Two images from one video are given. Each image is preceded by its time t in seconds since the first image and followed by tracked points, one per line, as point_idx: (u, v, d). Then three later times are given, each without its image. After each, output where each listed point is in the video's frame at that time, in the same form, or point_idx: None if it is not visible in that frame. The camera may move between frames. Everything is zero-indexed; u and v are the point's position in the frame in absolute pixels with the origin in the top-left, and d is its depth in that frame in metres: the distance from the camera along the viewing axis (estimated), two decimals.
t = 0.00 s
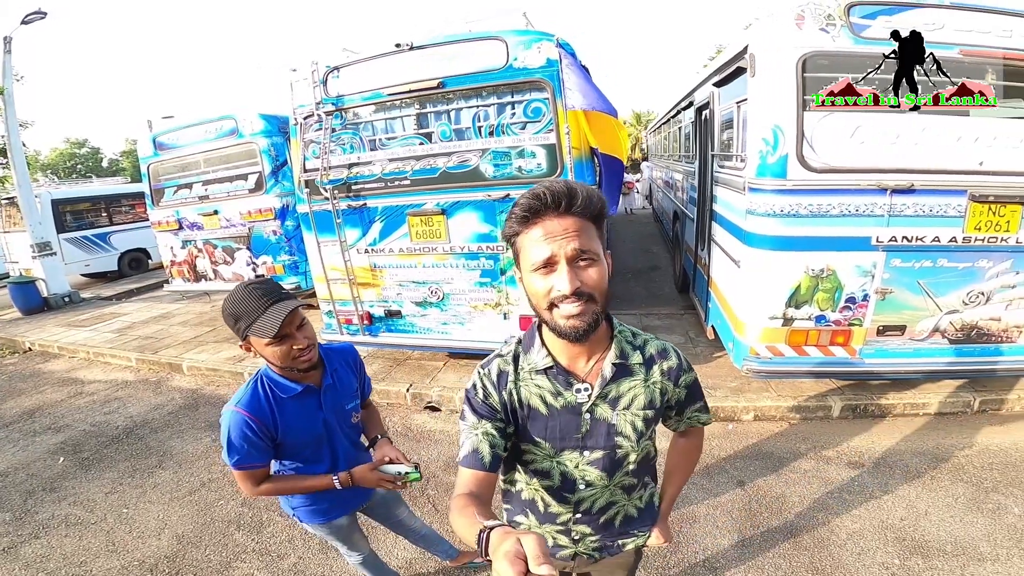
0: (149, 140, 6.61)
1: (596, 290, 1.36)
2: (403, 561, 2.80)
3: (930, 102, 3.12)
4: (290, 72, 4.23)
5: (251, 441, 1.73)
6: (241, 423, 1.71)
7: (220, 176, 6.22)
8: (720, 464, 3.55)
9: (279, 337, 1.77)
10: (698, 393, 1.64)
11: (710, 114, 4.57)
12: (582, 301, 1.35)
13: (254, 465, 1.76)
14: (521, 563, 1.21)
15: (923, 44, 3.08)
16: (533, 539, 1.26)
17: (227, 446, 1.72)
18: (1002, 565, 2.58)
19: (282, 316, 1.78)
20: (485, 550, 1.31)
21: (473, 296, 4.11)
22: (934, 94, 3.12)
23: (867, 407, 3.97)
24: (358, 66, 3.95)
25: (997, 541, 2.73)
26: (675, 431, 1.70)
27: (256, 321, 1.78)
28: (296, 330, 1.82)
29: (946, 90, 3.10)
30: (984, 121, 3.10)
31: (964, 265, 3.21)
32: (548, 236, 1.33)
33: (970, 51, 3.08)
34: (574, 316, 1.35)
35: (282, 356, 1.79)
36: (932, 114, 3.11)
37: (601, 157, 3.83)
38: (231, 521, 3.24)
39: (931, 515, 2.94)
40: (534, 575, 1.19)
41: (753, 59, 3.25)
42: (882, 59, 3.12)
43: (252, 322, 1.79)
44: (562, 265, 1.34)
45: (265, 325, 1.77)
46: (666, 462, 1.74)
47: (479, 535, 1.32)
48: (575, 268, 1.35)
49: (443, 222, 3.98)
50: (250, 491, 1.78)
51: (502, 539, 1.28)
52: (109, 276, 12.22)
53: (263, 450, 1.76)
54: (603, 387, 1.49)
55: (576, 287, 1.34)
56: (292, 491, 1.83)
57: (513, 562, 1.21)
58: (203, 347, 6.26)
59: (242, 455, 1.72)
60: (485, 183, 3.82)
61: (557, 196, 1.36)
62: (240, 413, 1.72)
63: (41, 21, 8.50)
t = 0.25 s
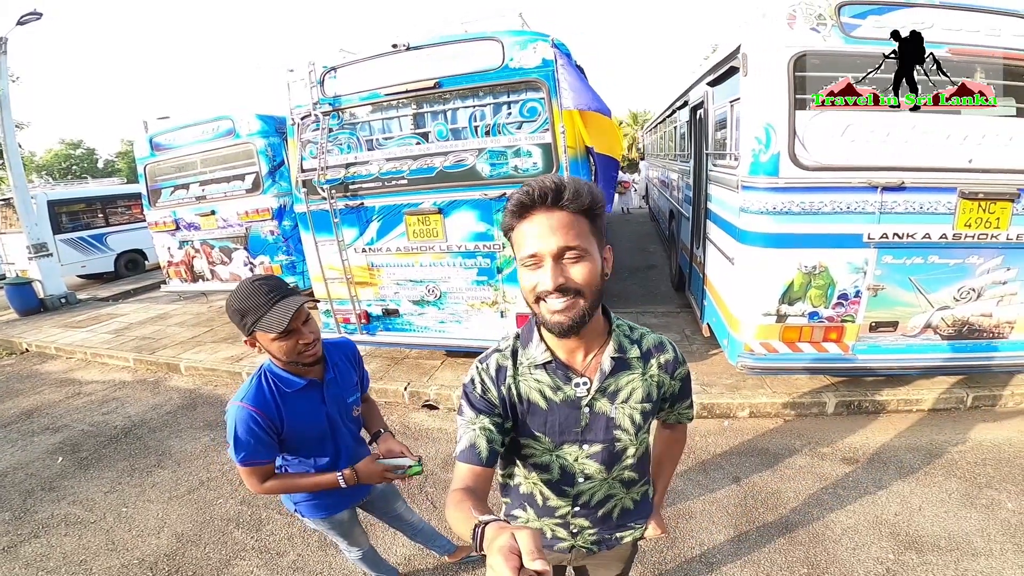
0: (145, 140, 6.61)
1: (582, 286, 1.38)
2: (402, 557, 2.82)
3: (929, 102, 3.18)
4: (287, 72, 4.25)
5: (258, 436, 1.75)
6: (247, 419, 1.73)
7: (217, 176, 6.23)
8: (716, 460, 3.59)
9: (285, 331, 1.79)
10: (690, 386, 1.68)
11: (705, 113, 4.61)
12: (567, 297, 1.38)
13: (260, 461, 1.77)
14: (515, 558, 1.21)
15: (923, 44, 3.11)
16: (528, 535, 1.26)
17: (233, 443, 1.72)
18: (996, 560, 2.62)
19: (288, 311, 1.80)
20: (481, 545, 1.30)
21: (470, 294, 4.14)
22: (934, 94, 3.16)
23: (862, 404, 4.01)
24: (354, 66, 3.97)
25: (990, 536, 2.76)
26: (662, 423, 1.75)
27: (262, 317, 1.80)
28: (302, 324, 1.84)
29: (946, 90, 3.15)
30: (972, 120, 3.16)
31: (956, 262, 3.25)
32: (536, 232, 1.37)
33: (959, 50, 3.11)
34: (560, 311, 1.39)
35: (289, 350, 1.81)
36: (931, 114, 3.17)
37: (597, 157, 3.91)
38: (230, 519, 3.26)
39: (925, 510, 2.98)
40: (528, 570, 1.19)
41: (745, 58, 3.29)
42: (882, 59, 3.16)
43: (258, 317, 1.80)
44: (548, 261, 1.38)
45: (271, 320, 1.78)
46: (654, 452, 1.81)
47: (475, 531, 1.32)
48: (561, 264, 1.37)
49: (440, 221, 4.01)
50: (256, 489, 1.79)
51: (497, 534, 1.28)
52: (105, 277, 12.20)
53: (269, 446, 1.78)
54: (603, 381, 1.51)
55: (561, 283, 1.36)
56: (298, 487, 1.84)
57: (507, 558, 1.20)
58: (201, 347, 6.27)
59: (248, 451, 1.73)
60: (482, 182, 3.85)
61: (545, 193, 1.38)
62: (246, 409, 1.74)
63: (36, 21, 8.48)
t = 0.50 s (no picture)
0: (142, 141, 6.59)
1: (546, 299, 1.38)
2: (403, 558, 2.81)
3: (930, 102, 3.18)
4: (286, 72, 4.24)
5: (265, 435, 1.74)
6: (255, 419, 1.72)
7: (215, 177, 6.21)
8: (717, 458, 3.59)
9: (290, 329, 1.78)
10: (694, 389, 1.68)
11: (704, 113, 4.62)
12: (534, 308, 1.41)
13: (268, 461, 1.76)
14: (504, 552, 1.21)
15: (923, 44, 3.13)
16: (518, 528, 1.25)
17: (241, 444, 1.71)
18: (998, 556, 2.62)
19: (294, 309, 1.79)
20: (472, 538, 1.31)
21: (470, 294, 4.13)
22: (934, 94, 3.17)
23: (862, 402, 4.02)
24: (353, 66, 3.97)
25: (993, 533, 2.77)
26: (668, 422, 1.75)
27: (267, 315, 1.79)
28: (307, 322, 1.83)
29: (946, 90, 3.16)
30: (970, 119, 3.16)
31: (954, 259, 3.26)
32: (511, 241, 1.42)
33: (955, 49, 3.13)
34: (529, 320, 1.43)
35: (294, 348, 1.80)
36: (931, 114, 3.18)
37: (596, 157, 3.93)
38: (231, 520, 3.25)
39: (927, 508, 2.98)
40: (517, 564, 1.17)
41: (744, 58, 3.29)
42: (882, 59, 3.17)
43: (263, 315, 1.80)
44: (519, 270, 1.42)
45: (276, 318, 1.78)
46: (658, 450, 1.80)
47: (465, 523, 1.32)
48: (529, 275, 1.40)
49: (439, 220, 4.00)
50: (265, 489, 1.77)
51: (487, 527, 1.28)
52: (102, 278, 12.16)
53: (277, 445, 1.77)
54: (603, 381, 1.51)
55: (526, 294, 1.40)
56: (308, 486, 1.82)
57: (496, 551, 1.20)
58: (199, 348, 6.25)
59: (256, 451, 1.72)
60: (482, 182, 3.85)
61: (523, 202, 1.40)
62: (252, 409, 1.73)
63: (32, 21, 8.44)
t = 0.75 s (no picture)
0: (142, 140, 6.55)
1: (552, 297, 1.36)
2: (413, 559, 2.79)
3: (930, 102, 3.17)
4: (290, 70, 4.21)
5: (286, 437, 1.70)
6: (275, 420, 1.69)
7: (216, 176, 6.18)
8: (725, 457, 3.58)
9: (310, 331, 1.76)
10: (709, 388, 1.63)
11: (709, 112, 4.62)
12: (539, 307, 1.39)
13: (289, 464, 1.72)
14: (509, 549, 1.19)
15: (923, 44, 3.12)
16: (523, 525, 1.23)
17: (261, 446, 1.67)
18: (1011, 553, 2.62)
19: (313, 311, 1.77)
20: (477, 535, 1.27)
21: (476, 294, 4.11)
22: (934, 94, 3.16)
23: (869, 400, 4.02)
24: (358, 64, 3.94)
25: (1005, 530, 2.76)
26: (686, 422, 1.71)
27: (287, 316, 1.77)
28: (326, 322, 1.80)
29: (946, 90, 3.15)
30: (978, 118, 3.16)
31: (962, 258, 3.26)
32: (514, 239, 1.39)
33: (963, 50, 3.13)
34: (535, 319, 1.41)
35: (313, 349, 1.78)
36: (932, 113, 3.17)
37: (603, 155, 3.90)
38: (237, 523, 3.22)
39: (938, 505, 2.98)
40: (522, 561, 1.16)
41: (753, 57, 3.28)
42: (882, 59, 3.17)
43: (282, 316, 1.77)
44: (524, 269, 1.39)
45: (296, 319, 1.76)
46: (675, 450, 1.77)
47: (470, 519, 1.29)
48: (534, 274, 1.38)
49: (445, 219, 3.98)
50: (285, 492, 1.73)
51: (492, 524, 1.25)
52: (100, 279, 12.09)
53: (297, 447, 1.73)
54: (609, 378, 1.49)
55: (532, 293, 1.38)
56: (328, 489, 1.78)
57: (501, 548, 1.18)
58: (201, 349, 6.21)
59: (276, 454, 1.68)
60: (488, 180, 3.83)
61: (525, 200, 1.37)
62: (272, 410, 1.70)
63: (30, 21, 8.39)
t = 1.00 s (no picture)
0: (146, 139, 6.51)
1: (563, 297, 1.35)
2: (427, 562, 2.78)
3: (930, 102, 3.17)
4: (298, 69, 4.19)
5: (312, 445, 1.69)
6: (301, 429, 1.68)
7: (220, 175, 6.15)
8: (736, 458, 3.57)
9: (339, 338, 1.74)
10: (708, 390, 1.60)
11: (718, 113, 4.62)
12: (549, 308, 1.36)
13: (314, 472, 1.71)
14: (510, 549, 1.18)
15: (923, 44, 3.12)
16: (524, 525, 1.22)
17: (287, 455, 1.66)
18: None
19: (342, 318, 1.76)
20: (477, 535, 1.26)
21: (485, 294, 4.10)
22: (934, 94, 3.16)
23: (878, 401, 4.02)
24: (368, 63, 3.93)
25: (1017, 529, 2.77)
26: (682, 426, 1.67)
27: (316, 323, 1.77)
28: (355, 330, 1.79)
29: (946, 90, 3.15)
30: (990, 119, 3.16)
31: (974, 260, 3.26)
32: (521, 240, 1.36)
33: (978, 53, 3.12)
34: (543, 321, 1.38)
35: (342, 357, 1.77)
36: (931, 114, 3.17)
37: (614, 156, 3.88)
38: (248, 526, 3.20)
39: (949, 504, 2.98)
40: (522, 561, 1.16)
41: (767, 58, 3.30)
42: (882, 59, 3.16)
43: (312, 323, 1.77)
44: (532, 270, 1.37)
45: (325, 326, 1.75)
46: (672, 455, 1.72)
47: (470, 519, 1.28)
48: (543, 275, 1.35)
49: (455, 219, 3.96)
50: (309, 500, 1.72)
51: (491, 525, 1.24)
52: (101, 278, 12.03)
53: (321, 455, 1.72)
54: (606, 380, 1.47)
55: (541, 294, 1.35)
56: (351, 497, 1.78)
57: (501, 548, 1.18)
58: (205, 349, 6.18)
59: (302, 462, 1.67)
60: (499, 180, 3.82)
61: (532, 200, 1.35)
62: (299, 418, 1.69)
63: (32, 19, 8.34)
